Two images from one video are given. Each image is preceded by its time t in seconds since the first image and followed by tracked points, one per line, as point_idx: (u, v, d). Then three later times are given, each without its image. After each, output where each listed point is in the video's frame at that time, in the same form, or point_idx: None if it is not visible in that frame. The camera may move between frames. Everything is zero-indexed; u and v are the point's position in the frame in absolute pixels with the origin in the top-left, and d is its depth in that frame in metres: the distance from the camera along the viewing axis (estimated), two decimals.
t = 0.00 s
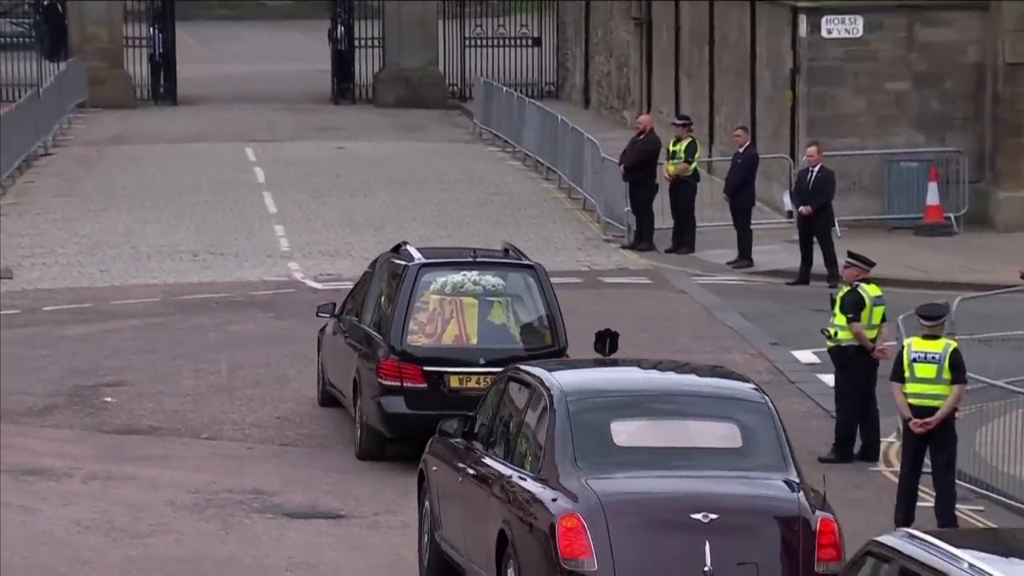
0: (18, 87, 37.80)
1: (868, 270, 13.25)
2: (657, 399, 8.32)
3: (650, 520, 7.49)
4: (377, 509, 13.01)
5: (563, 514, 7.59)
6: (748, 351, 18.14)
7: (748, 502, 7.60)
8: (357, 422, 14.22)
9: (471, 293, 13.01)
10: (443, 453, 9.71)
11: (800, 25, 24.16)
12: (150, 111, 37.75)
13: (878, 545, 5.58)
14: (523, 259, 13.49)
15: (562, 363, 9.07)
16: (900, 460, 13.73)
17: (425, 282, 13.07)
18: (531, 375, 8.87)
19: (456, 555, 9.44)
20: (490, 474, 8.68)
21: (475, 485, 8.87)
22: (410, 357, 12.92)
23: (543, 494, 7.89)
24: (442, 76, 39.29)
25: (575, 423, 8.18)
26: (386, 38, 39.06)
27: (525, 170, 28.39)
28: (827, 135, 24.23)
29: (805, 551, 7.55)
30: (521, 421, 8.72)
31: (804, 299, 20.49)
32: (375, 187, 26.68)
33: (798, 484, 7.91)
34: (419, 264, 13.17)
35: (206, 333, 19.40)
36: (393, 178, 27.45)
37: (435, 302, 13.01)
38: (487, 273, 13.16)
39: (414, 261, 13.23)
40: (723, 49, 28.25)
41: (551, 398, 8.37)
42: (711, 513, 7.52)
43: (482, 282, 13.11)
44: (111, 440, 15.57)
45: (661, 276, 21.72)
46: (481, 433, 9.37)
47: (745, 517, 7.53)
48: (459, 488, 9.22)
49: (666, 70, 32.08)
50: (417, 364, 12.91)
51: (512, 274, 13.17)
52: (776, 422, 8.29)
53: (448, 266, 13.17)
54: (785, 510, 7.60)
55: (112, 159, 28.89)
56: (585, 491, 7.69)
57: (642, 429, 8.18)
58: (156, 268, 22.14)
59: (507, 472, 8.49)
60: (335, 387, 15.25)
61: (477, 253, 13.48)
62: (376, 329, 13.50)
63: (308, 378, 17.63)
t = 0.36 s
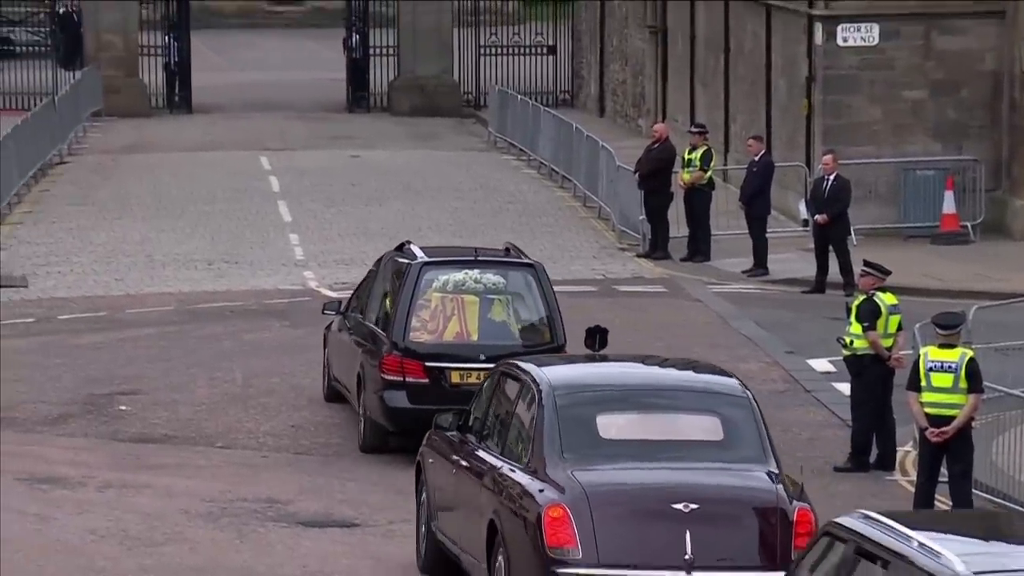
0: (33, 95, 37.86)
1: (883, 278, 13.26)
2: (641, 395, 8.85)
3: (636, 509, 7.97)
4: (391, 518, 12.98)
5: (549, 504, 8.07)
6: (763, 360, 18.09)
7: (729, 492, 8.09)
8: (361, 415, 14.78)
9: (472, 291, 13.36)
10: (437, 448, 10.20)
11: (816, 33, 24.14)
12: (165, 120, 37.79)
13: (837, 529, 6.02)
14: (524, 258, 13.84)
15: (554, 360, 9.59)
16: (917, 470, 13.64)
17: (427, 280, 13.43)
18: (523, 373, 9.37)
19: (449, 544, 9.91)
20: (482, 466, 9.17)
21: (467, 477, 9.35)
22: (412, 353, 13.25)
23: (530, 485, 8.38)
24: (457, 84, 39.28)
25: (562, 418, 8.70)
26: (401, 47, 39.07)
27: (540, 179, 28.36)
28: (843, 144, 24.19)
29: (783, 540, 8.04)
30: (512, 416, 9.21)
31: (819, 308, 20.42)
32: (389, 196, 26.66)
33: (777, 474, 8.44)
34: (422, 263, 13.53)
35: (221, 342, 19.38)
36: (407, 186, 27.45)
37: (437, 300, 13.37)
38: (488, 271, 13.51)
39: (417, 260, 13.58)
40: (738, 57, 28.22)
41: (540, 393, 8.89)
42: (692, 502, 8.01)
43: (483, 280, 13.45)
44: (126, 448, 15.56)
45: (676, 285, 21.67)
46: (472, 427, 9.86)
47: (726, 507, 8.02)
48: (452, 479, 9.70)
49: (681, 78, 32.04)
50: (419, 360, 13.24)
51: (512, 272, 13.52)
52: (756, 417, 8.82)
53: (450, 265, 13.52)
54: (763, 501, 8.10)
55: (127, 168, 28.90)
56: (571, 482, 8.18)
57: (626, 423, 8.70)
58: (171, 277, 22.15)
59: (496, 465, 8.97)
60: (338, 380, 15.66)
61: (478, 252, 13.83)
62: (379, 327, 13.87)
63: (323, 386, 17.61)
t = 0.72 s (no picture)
0: (44, 105, 37.77)
1: (899, 288, 13.09)
2: (626, 391, 9.09)
3: (620, 501, 8.17)
4: (402, 531, 12.81)
5: (535, 497, 8.25)
6: (778, 372, 17.89)
7: (713, 486, 8.31)
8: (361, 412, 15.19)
9: (470, 288, 13.48)
10: (431, 444, 10.45)
11: (831, 42, 24.01)
12: (176, 130, 37.68)
13: (799, 515, 6.17)
14: (521, 254, 13.95)
15: (544, 356, 9.87)
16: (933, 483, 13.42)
17: (425, 276, 13.56)
18: (512, 369, 9.64)
19: (443, 538, 10.14)
20: (472, 461, 9.41)
21: (458, 472, 9.59)
22: (412, 348, 13.43)
23: (517, 478, 8.59)
24: (468, 94, 39.16)
25: (550, 413, 8.94)
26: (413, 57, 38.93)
27: (554, 189, 28.19)
28: (858, 153, 24.06)
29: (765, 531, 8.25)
30: (501, 412, 9.46)
31: (834, 319, 20.20)
32: (401, 206, 26.49)
33: (761, 467, 8.68)
34: (420, 260, 13.65)
35: (231, 353, 19.23)
36: (419, 196, 27.29)
37: (436, 296, 13.51)
38: (485, 267, 13.62)
39: (416, 257, 13.71)
40: (753, 66, 28.02)
41: (528, 389, 9.14)
42: (675, 495, 8.22)
43: (481, 276, 13.56)
44: (136, 460, 15.40)
45: (690, 296, 21.47)
46: (465, 423, 10.13)
47: (709, 500, 8.24)
48: (444, 474, 9.94)
49: (695, 87, 31.83)
50: (418, 355, 13.43)
51: (509, 268, 13.63)
52: (741, 413, 9.05)
53: (448, 262, 13.64)
54: (747, 495, 8.31)
55: (138, 178, 28.77)
56: (557, 475, 8.38)
57: (612, 417, 8.94)
58: (181, 287, 22.01)
59: (487, 459, 9.21)
60: (341, 380, 15.99)
61: (477, 249, 13.94)
62: (380, 323, 14.03)
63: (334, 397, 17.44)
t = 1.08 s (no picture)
0: (52, 117, 37.59)
1: (916, 303, 12.87)
2: (615, 394, 9.50)
3: (609, 501, 8.55)
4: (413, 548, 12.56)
5: (526, 496, 8.62)
6: (794, 387, 17.60)
7: (699, 486, 8.70)
8: (360, 412, 15.51)
9: (470, 290, 13.95)
10: (426, 446, 10.81)
11: (847, 53, 23.70)
12: (185, 142, 37.47)
13: (768, 507, 6.15)
14: (521, 258, 14.43)
15: (537, 360, 10.25)
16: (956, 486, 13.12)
17: (426, 280, 14.04)
18: (506, 373, 10.02)
19: (439, 538, 10.51)
20: (465, 461, 9.79)
21: (452, 472, 9.97)
22: (411, 350, 13.88)
23: (509, 477, 8.97)
24: (480, 105, 38.94)
25: (541, 415, 9.34)
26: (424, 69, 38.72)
27: (567, 202, 27.93)
28: (874, 165, 23.78)
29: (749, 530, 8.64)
30: (494, 415, 9.85)
31: (852, 333, 19.94)
32: (412, 219, 26.25)
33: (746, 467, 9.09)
34: (421, 264, 14.14)
35: (240, 368, 18.99)
36: (430, 209, 27.06)
37: (436, 299, 13.98)
38: (485, 271, 14.10)
39: (417, 261, 14.20)
40: (768, 77, 27.78)
41: (520, 392, 9.53)
42: (661, 494, 8.60)
43: (480, 279, 14.03)
44: (144, 476, 15.17)
45: (705, 310, 21.22)
46: (459, 426, 10.52)
47: (694, 500, 8.62)
48: (439, 474, 10.32)
49: (710, 99, 31.58)
50: (418, 357, 13.87)
51: (507, 272, 14.10)
52: (728, 415, 9.48)
53: (448, 266, 14.12)
54: (731, 495, 8.71)
55: (147, 191, 28.57)
56: (547, 475, 8.76)
57: (600, 418, 9.35)
58: (190, 301, 21.80)
59: (479, 460, 9.59)
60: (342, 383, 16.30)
61: (477, 253, 14.42)
62: (380, 326, 14.49)
63: (344, 413, 17.19)
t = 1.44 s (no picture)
0: (63, 131, 37.46)
1: (935, 317, 12.65)
2: (604, 396, 9.96)
3: (599, 501, 9.02)
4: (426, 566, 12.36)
5: (519, 496, 9.08)
6: (810, 403, 17.36)
7: (686, 487, 9.16)
8: (362, 414, 15.82)
9: (469, 296, 14.39)
10: (423, 449, 11.25)
11: (865, 66, 23.48)
12: (196, 156, 37.30)
13: (741, 501, 6.50)
14: (519, 264, 14.86)
15: (529, 366, 10.68)
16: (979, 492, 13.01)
17: (425, 286, 14.48)
18: (499, 378, 10.47)
19: (437, 539, 10.95)
20: (460, 463, 10.23)
21: (448, 474, 10.42)
22: (411, 354, 14.32)
23: (503, 478, 9.44)
24: (493, 118, 38.72)
25: (534, 417, 9.80)
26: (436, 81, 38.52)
27: (581, 216, 27.73)
28: (891, 180, 23.61)
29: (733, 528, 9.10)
30: (488, 419, 10.30)
31: (869, 349, 19.72)
32: (425, 233, 26.06)
33: (732, 467, 9.55)
34: (420, 269, 14.57)
35: (252, 383, 18.81)
36: (443, 223, 26.86)
37: (436, 304, 14.41)
38: (483, 277, 14.54)
39: (416, 266, 14.63)
40: (784, 90, 27.57)
41: (514, 395, 9.99)
42: (650, 495, 9.06)
43: (479, 285, 14.48)
44: (153, 492, 14.98)
45: (720, 325, 21.02)
46: (456, 429, 10.94)
47: (680, 499, 9.08)
48: (437, 476, 10.73)
49: (725, 112, 31.39)
50: (418, 361, 14.31)
51: (504, 277, 14.55)
52: (715, 417, 9.95)
53: (447, 272, 14.56)
54: (717, 495, 9.17)
55: (157, 205, 28.41)
56: (539, 477, 9.23)
57: (589, 420, 9.82)
58: (201, 316, 21.63)
59: (474, 462, 10.04)
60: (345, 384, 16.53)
61: (476, 259, 14.85)
62: (380, 330, 14.91)
63: (355, 429, 16.98)
